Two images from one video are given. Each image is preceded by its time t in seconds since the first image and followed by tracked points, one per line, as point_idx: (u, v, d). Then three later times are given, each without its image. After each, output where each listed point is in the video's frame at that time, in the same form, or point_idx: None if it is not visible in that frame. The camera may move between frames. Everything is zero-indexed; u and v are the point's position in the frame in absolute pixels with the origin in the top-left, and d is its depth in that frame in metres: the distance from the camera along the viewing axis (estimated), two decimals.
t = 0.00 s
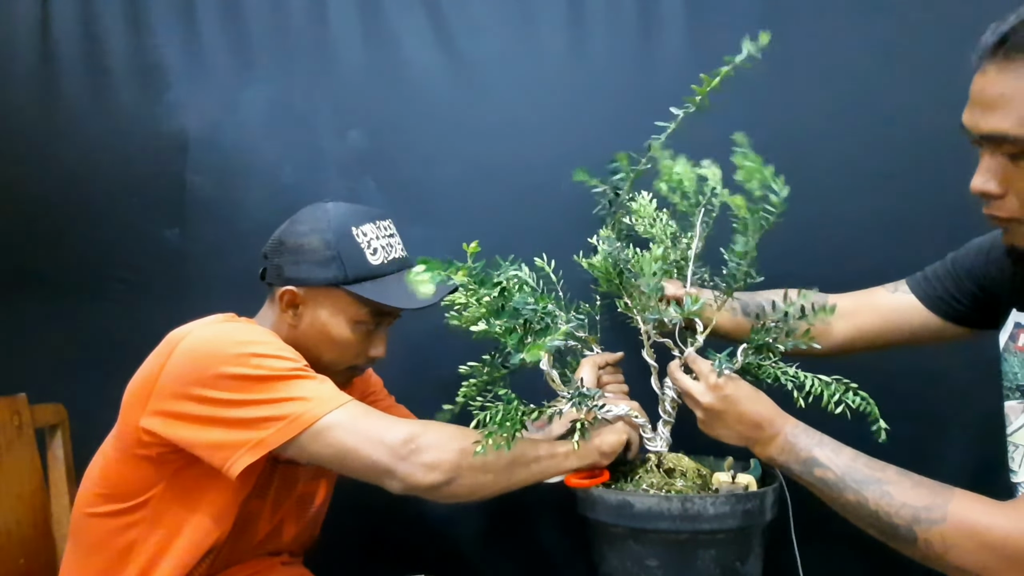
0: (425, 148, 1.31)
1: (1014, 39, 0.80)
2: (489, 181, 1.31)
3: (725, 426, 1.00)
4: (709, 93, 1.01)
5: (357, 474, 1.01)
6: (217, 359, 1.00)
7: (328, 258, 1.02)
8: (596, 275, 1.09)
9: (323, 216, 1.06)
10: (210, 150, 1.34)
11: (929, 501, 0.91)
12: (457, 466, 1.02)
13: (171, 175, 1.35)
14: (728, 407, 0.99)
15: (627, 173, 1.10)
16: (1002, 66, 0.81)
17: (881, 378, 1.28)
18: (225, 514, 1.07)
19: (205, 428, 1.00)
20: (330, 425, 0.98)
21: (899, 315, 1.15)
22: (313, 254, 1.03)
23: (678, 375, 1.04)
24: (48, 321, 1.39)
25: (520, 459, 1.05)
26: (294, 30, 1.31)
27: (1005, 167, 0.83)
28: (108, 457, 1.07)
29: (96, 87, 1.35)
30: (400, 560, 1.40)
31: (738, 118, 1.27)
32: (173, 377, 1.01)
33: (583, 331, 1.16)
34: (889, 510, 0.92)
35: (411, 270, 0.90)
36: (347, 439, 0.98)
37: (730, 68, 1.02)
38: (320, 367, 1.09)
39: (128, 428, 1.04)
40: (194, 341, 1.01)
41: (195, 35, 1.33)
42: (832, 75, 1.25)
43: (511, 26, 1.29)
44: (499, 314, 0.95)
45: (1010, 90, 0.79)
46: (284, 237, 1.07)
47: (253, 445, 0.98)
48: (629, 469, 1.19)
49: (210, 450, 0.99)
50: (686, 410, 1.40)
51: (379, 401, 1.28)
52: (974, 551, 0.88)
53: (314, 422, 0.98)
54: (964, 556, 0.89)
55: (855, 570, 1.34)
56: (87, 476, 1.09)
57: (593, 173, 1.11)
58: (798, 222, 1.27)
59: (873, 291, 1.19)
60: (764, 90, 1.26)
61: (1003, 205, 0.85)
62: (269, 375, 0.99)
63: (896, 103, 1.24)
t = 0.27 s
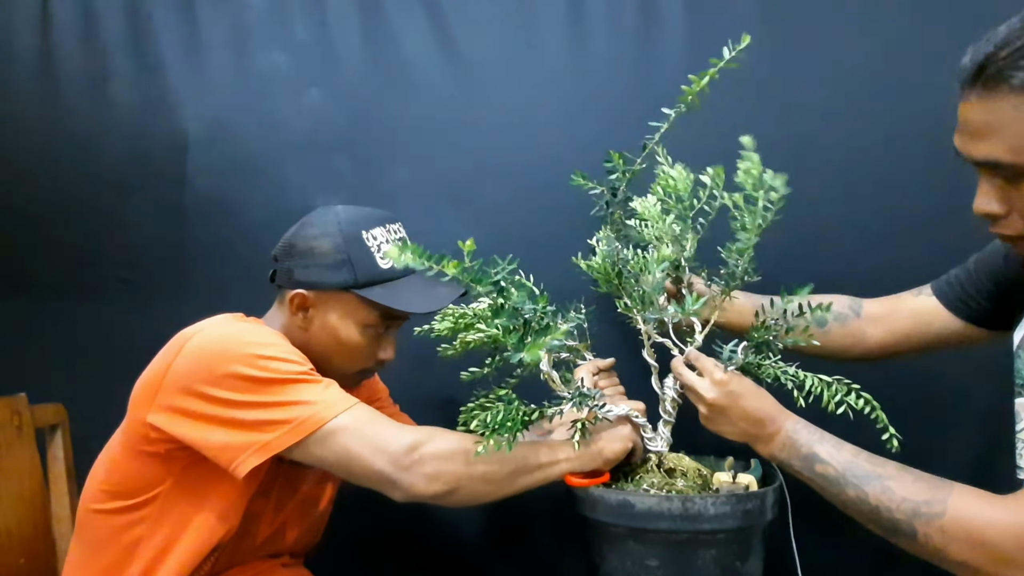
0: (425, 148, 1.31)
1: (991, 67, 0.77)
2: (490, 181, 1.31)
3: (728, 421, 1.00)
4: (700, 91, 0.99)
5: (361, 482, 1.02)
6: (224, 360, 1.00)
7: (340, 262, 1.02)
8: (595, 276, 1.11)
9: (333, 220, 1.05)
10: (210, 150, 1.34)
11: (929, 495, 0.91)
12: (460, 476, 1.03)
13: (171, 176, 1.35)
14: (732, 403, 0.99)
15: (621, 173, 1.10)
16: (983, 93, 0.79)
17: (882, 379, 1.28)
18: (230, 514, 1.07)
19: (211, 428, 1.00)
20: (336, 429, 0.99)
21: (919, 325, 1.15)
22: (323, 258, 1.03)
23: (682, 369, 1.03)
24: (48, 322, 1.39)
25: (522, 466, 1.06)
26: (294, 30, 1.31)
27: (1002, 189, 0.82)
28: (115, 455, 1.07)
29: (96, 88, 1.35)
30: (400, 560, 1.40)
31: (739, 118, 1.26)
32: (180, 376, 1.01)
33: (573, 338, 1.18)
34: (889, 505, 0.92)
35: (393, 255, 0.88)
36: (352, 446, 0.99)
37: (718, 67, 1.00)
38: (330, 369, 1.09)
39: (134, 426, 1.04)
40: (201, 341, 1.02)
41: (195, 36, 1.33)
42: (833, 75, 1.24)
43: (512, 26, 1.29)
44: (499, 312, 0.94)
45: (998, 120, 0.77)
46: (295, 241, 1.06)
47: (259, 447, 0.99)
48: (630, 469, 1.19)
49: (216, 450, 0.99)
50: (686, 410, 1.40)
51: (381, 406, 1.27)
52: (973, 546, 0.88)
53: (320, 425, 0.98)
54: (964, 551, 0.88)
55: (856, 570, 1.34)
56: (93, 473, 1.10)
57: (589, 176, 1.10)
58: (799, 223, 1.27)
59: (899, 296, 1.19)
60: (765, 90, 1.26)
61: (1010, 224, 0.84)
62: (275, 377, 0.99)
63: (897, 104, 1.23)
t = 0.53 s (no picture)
0: (426, 149, 1.31)
1: (976, 95, 0.78)
2: (491, 181, 1.31)
3: (728, 426, 1.00)
4: (708, 92, 1.01)
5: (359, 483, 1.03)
6: (214, 370, 0.99)
7: (307, 264, 1.01)
8: (595, 276, 1.10)
9: (297, 217, 1.03)
10: (211, 151, 1.34)
11: (930, 497, 0.92)
12: (458, 477, 1.03)
13: (172, 176, 1.35)
14: (733, 410, 0.99)
15: (631, 174, 1.09)
16: (975, 118, 0.79)
17: (882, 380, 1.28)
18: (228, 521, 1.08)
19: (207, 439, 1.00)
20: (333, 435, 0.99)
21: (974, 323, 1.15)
22: (290, 261, 1.01)
23: (687, 372, 1.04)
24: (50, 322, 1.39)
25: (520, 467, 1.06)
26: (295, 31, 1.31)
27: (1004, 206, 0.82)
28: (109, 469, 1.06)
29: (98, 88, 1.35)
30: (400, 559, 1.41)
31: (740, 118, 1.27)
32: (171, 388, 1.00)
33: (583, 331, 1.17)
34: (889, 507, 0.92)
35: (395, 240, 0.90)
36: (350, 451, 0.99)
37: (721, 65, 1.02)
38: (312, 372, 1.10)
39: (128, 440, 1.04)
40: (188, 351, 1.01)
41: (197, 37, 1.33)
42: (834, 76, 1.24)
43: (513, 26, 1.29)
44: (499, 313, 0.95)
45: (991, 146, 0.78)
46: (260, 241, 1.04)
47: (257, 456, 0.99)
48: (629, 470, 1.19)
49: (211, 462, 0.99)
50: (686, 410, 1.40)
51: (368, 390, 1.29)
52: (975, 548, 0.88)
53: (317, 432, 0.98)
54: (965, 553, 0.89)
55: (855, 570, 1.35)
56: (86, 486, 1.10)
57: (600, 172, 1.10)
58: (799, 224, 1.27)
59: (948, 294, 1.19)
60: (766, 90, 1.26)
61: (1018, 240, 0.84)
62: (267, 385, 0.99)
63: (898, 104, 1.24)
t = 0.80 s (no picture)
0: (428, 148, 1.30)
1: (1003, 67, 0.78)
2: (494, 180, 1.30)
3: (726, 425, 1.00)
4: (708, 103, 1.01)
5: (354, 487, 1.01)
6: (195, 383, 0.96)
7: (279, 263, 0.98)
8: (593, 277, 1.10)
9: (261, 213, 1.00)
10: (208, 150, 1.32)
11: (922, 492, 0.91)
12: (454, 481, 1.02)
13: (170, 174, 1.32)
14: (732, 409, 0.99)
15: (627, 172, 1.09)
16: (996, 93, 0.79)
17: (880, 379, 1.29)
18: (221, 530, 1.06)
19: (193, 453, 0.97)
20: (325, 442, 0.97)
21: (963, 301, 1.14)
22: (259, 261, 0.98)
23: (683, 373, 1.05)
24: (41, 324, 1.36)
25: (521, 471, 1.05)
26: (295, 28, 1.29)
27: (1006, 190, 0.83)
28: (89, 486, 1.03)
29: (92, 86, 1.33)
30: (402, 560, 1.39)
31: (743, 119, 1.27)
32: (148, 403, 0.96)
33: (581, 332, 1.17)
34: (882, 503, 0.92)
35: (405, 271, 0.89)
36: (344, 457, 0.97)
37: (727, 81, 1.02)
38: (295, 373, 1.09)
39: (108, 455, 1.00)
40: (163, 364, 0.97)
41: (193, 34, 1.30)
42: (836, 77, 1.25)
43: (513, 26, 1.28)
44: (507, 312, 0.95)
45: (1006, 119, 0.78)
46: (223, 240, 1.01)
47: (247, 468, 0.96)
48: (629, 473, 1.18)
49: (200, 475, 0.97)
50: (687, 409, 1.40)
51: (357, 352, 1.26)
52: (966, 542, 0.87)
53: (309, 441, 0.96)
54: (957, 548, 0.88)
55: (853, 568, 1.36)
56: (67, 503, 1.06)
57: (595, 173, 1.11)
58: (799, 224, 1.28)
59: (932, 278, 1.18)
60: (769, 91, 1.26)
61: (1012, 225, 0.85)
62: (254, 396, 0.96)
63: (898, 105, 1.25)
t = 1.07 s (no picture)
0: (428, 148, 1.30)
1: (976, 78, 0.79)
2: (494, 180, 1.30)
3: (726, 426, 1.00)
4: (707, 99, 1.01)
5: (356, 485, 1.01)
6: (196, 379, 0.96)
7: (285, 265, 0.98)
8: (591, 279, 1.09)
9: (269, 215, 1.00)
10: (208, 150, 1.32)
11: (918, 494, 0.91)
12: (454, 480, 1.02)
13: (170, 174, 1.32)
14: (731, 409, 0.99)
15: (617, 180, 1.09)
16: (969, 103, 0.80)
17: (880, 379, 1.29)
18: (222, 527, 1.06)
19: (195, 450, 0.97)
20: (326, 440, 0.97)
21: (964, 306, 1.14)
22: (264, 262, 0.98)
23: (684, 372, 1.05)
24: (42, 324, 1.36)
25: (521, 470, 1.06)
26: (296, 28, 1.29)
27: (987, 195, 0.83)
28: (91, 483, 1.03)
29: (92, 85, 1.33)
30: (402, 561, 1.39)
31: (743, 119, 1.27)
32: (150, 400, 0.96)
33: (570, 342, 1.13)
34: (879, 504, 0.92)
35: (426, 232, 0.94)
36: (344, 455, 0.97)
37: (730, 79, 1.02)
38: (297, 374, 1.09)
39: (110, 453, 1.00)
40: (165, 361, 0.97)
41: (193, 34, 1.30)
42: (836, 77, 1.25)
43: (514, 26, 1.28)
44: (509, 312, 0.95)
45: (984, 128, 0.79)
46: (229, 241, 1.01)
47: (249, 465, 0.96)
48: (629, 473, 1.18)
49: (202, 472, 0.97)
50: (687, 409, 1.40)
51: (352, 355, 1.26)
52: (962, 543, 0.87)
53: (310, 439, 0.96)
54: (953, 549, 0.88)
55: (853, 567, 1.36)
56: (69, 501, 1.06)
57: (582, 183, 1.11)
58: (799, 224, 1.28)
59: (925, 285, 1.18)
60: (770, 91, 1.26)
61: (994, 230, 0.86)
62: (255, 393, 0.96)
63: (898, 105, 1.25)
